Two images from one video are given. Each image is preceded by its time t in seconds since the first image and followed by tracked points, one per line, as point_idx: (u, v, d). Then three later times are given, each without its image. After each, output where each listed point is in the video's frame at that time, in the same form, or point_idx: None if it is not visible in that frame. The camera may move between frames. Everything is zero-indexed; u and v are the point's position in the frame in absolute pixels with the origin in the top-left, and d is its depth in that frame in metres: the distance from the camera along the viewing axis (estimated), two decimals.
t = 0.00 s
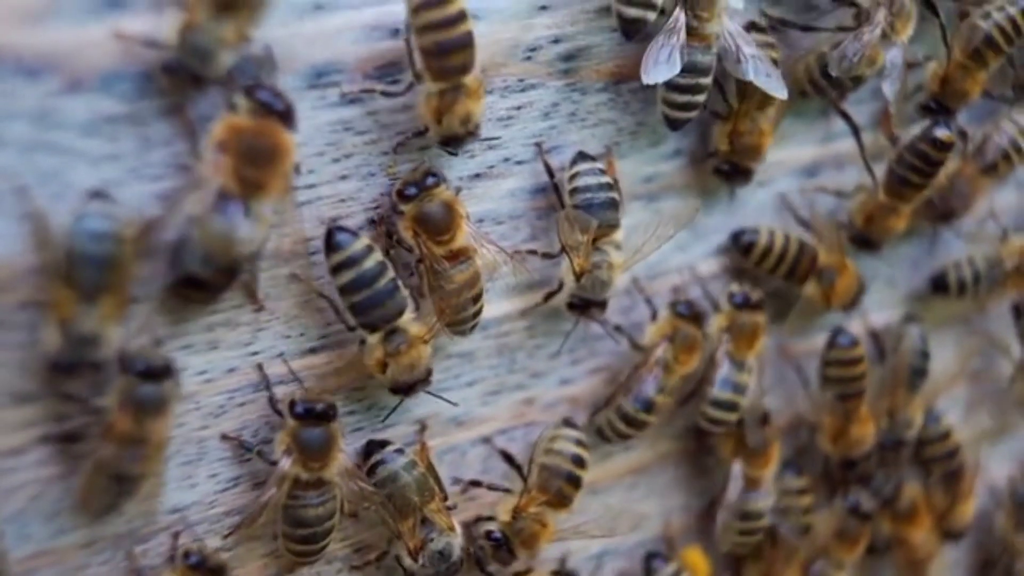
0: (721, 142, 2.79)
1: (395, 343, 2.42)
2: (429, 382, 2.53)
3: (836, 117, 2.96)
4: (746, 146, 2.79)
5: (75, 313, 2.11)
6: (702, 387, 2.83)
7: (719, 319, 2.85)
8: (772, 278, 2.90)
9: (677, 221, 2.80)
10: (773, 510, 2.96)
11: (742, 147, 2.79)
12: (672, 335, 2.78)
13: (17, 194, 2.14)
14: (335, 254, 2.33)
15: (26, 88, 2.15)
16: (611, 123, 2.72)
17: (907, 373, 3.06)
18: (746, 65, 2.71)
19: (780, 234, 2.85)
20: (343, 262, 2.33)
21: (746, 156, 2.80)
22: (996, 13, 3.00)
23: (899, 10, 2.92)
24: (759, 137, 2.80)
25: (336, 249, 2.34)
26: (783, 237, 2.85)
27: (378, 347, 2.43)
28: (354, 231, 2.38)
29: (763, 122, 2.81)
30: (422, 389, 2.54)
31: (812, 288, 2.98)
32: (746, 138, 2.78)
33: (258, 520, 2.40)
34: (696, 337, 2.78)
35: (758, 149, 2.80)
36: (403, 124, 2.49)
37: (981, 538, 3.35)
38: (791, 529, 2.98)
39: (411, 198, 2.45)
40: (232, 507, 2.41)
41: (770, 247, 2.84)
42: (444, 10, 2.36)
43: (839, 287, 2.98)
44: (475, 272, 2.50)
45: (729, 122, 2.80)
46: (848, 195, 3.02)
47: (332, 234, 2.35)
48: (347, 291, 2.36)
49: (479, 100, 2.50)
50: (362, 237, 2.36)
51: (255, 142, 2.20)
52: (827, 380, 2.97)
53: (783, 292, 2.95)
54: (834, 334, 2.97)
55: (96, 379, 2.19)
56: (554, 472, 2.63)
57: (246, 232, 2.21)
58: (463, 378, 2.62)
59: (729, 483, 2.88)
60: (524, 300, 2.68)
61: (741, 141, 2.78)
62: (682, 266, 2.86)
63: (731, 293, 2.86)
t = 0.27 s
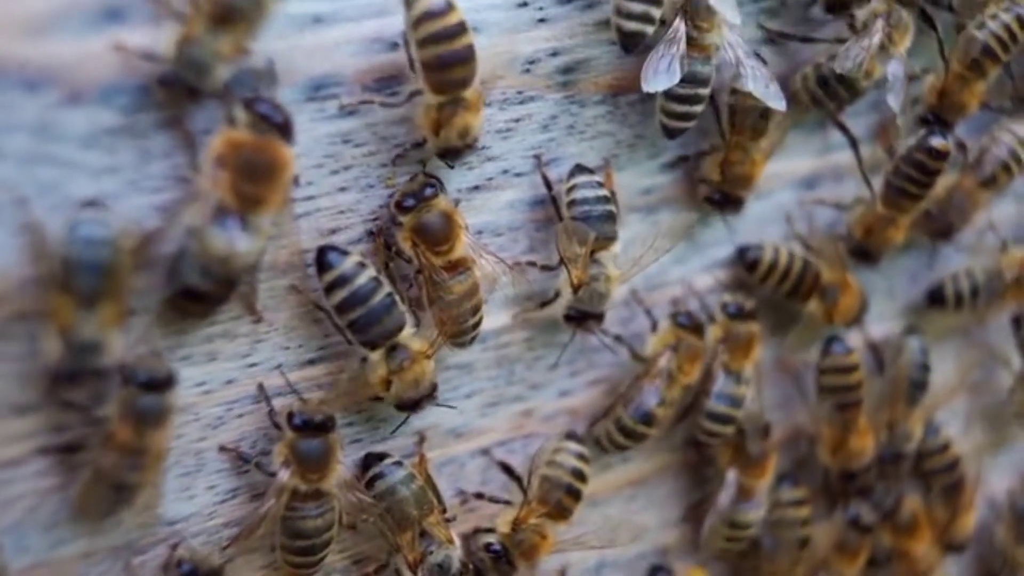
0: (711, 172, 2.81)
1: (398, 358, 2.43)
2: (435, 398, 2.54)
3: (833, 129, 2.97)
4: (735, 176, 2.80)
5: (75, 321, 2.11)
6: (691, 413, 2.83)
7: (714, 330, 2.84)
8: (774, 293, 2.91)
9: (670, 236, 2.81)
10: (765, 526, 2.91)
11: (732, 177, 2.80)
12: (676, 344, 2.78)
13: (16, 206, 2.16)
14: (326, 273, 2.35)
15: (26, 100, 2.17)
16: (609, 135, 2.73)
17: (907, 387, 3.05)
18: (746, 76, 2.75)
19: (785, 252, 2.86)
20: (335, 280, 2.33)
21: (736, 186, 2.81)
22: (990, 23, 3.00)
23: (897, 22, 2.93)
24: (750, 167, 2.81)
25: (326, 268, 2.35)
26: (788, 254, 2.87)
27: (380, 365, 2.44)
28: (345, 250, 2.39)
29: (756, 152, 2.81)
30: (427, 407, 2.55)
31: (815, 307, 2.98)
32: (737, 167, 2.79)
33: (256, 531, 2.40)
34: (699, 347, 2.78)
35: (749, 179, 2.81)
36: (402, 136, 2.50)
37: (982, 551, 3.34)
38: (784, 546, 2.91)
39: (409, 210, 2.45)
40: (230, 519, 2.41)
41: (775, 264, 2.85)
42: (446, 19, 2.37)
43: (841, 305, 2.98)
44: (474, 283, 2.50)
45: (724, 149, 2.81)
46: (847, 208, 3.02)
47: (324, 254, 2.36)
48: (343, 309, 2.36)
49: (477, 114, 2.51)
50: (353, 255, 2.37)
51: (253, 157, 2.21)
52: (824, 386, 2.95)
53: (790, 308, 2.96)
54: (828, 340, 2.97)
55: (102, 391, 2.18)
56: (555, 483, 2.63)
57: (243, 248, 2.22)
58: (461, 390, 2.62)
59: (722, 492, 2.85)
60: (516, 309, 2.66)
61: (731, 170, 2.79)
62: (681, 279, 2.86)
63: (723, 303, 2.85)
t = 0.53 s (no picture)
0: (705, 198, 2.81)
1: (399, 369, 2.43)
2: (436, 405, 2.54)
3: (832, 140, 2.98)
4: (730, 202, 2.80)
5: (75, 336, 2.12)
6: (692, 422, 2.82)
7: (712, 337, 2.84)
8: (777, 304, 2.93)
9: (671, 245, 2.81)
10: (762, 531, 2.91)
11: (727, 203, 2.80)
12: (673, 358, 2.79)
13: (14, 217, 2.16)
14: (326, 286, 2.34)
15: (24, 112, 2.17)
16: (608, 145, 2.73)
17: (906, 395, 3.05)
18: (745, 85, 2.75)
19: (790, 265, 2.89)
20: (335, 293, 2.33)
21: (730, 211, 2.81)
22: (990, 32, 3.01)
23: (895, 31, 2.93)
24: (743, 192, 2.80)
25: (326, 280, 2.34)
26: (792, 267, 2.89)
27: (381, 377, 2.44)
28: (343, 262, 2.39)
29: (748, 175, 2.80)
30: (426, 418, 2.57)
31: (818, 321, 2.98)
32: (731, 191, 2.79)
33: (255, 541, 2.39)
34: (696, 360, 2.79)
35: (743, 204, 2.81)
36: (401, 147, 2.50)
37: (983, 563, 3.30)
38: (781, 553, 2.90)
39: (406, 220, 2.45)
40: (229, 530, 2.41)
41: (780, 277, 2.86)
42: (447, 39, 2.39)
43: (845, 318, 2.97)
44: (473, 292, 2.50)
45: (716, 175, 2.80)
46: (846, 217, 3.03)
47: (323, 266, 2.36)
48: (343, 322, 2.36)
49: (477, 126, 2.52)
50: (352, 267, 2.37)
51: (250, 167, 2.20)
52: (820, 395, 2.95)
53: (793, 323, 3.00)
54: (823, 348, 2.96)
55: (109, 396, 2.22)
56: (553, 494, 2.63)
57: (242, 257, 2.22)
58: (460, 400, 2.62)
59: (726, 496, 2.86)
60: (521, 321, 2.68)
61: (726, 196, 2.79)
62: (682, 288, 2.86)
63: (721, 309, 2.85)
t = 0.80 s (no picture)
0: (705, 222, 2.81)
1: (398, 381, 2.43)
2: (440, 409, 2.53)
3: (830, 151, 2.98)
4: (732, 225, 2.79)
5: (70, 357, 2.11)
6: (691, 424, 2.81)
7: (710, 343, 2.83)
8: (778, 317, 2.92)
9: (673, 254, 2.81)
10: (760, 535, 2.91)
11: (729, 226, 2.79)
12: (667, 371, 2.77)
13: (11, 229, 2.16)
14: (332, 311, 2.33)
15: (21, 124, 2.17)
16: (607, 157, 2.73)
17: (903, 403, 3.03)
18: (745, 99, 2.77)
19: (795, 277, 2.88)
20: (343, 318, 2.33)
21: (731, 234, 2.80)
22: (987, 44, 3.02)
23: (894, 39, 2.93)
24: (743, 215, 2.80)
25: (332, 304, 2.33)
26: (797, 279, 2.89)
27: (381, 391, 2.43)
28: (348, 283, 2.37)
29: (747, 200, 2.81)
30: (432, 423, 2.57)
31: (820, 336, 2.97)
32: (730, 216, 2.79)
33: (253, 553, 2.37)
34: (691, 377, 2.76)
35: (744, 228, 2.81)
36: (400, 159, 2.50)
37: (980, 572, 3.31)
38: (780, 560, 2.91)
39: (405, 233, 2.45)
40: (227, 541, 2.40)
41: (785, 290, 2.86)
42: (453, 71, 2.41)
43: (846, 334, 2.97)
44: (470, 304, 2.49)
45: (716, 200, 2.80)
46: (844, 229, 3.02)
47: (327, 288, 2.35)
48: (350, 345, 2.36)
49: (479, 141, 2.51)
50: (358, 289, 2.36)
51: (249, 178, 2.20)
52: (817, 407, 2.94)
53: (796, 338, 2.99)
54: (822, 362, 2.96)
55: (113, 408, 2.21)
56: (549, 507, 2.63)
57: (242, 267, 2.22)
58: (460, 411, 2.62)
59: (727, 501, 2.84)
60: (523, 332, 2.68)
61: (728, 220, 2.79)
62: (683, 299, 2.86)
63: (719, 317, 2.85)
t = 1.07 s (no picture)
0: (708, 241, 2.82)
1: (397, 391, 2.43)
2: (439, 419, 2.54)
3: (829, 160, 2.98)
4: (734, 242, 2.82)
5: (70, 372, 2.11)
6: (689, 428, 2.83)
7: (709, 349, 2.84)
8: (783, 330, 2.92)
9: (670, 265, 2.81)
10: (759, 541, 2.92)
11: (731, 243, 2.82)
12: (659, 382, 2.77)
13: (10, 240, 2.16)
14: (331, 324, 2.32)
15: (20, 134, 2.17)
16: (606, 167, 2.73)
17: (904, 415, 3.05)
18: (746, 100, 2.77)
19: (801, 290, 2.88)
20: (342, 331, 2.32)
21: (734, 251, 2.83)
22: (984, 54, 3.00)
23: (892, 49, 2.94)
24: (744, 232, 2.82)
25: (331, 317, 2.32)
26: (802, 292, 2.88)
27: (379, 400, 2.44)
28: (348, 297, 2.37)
29: (748, 215, 2.83)
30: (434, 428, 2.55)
31: (824, 351, 2.96)
32: (731, 234, 2.81)
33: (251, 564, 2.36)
34: (684, 388, 2.76)
35: (746, 244, 2.83)
36: (400, 169, 2.50)
37: None
38: (779, 568, 2.92)
39: (404, 244, 2.45)
40: (226, 551, 2.40)
41: (789, 301, 2.86)
42: (444, 75, 2.39)
43: (850, 351, 2.96)
44: (469, 315, 2.49)
45: (716, 217, 2.81)
46: (843, 239, 3.01)
47: (327, 301, 2.33)
48: (348, 357, 2.35)
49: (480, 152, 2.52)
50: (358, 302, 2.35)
51: (249, 184, 2.19)
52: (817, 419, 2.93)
53: (802, 352, 2.97)
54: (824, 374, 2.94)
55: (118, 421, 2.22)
56: (548, 514, 2.62)
57: (242, 273, 2.21)
58: (459, 421, 2.62)
59: (729, 499, 2.85)
60: (518, 343, 2.67)
61: (729, 237, 2.81)
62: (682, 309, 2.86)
63: (720, 324, 2.85)
